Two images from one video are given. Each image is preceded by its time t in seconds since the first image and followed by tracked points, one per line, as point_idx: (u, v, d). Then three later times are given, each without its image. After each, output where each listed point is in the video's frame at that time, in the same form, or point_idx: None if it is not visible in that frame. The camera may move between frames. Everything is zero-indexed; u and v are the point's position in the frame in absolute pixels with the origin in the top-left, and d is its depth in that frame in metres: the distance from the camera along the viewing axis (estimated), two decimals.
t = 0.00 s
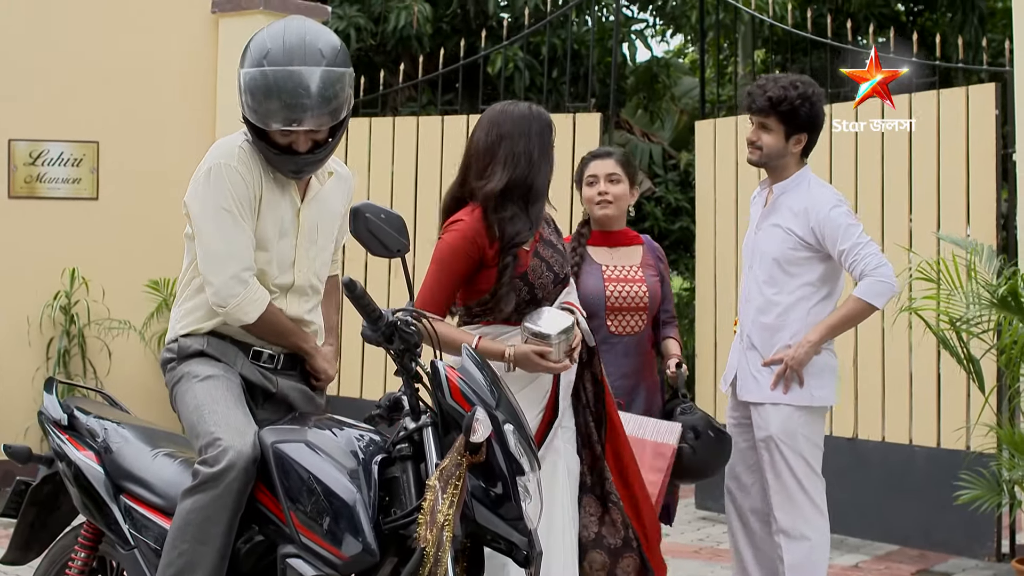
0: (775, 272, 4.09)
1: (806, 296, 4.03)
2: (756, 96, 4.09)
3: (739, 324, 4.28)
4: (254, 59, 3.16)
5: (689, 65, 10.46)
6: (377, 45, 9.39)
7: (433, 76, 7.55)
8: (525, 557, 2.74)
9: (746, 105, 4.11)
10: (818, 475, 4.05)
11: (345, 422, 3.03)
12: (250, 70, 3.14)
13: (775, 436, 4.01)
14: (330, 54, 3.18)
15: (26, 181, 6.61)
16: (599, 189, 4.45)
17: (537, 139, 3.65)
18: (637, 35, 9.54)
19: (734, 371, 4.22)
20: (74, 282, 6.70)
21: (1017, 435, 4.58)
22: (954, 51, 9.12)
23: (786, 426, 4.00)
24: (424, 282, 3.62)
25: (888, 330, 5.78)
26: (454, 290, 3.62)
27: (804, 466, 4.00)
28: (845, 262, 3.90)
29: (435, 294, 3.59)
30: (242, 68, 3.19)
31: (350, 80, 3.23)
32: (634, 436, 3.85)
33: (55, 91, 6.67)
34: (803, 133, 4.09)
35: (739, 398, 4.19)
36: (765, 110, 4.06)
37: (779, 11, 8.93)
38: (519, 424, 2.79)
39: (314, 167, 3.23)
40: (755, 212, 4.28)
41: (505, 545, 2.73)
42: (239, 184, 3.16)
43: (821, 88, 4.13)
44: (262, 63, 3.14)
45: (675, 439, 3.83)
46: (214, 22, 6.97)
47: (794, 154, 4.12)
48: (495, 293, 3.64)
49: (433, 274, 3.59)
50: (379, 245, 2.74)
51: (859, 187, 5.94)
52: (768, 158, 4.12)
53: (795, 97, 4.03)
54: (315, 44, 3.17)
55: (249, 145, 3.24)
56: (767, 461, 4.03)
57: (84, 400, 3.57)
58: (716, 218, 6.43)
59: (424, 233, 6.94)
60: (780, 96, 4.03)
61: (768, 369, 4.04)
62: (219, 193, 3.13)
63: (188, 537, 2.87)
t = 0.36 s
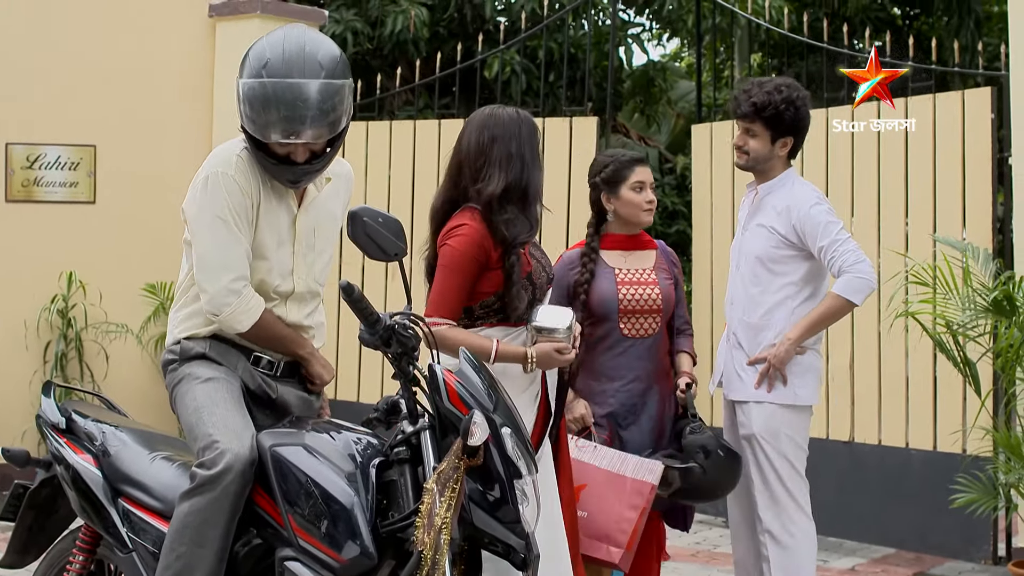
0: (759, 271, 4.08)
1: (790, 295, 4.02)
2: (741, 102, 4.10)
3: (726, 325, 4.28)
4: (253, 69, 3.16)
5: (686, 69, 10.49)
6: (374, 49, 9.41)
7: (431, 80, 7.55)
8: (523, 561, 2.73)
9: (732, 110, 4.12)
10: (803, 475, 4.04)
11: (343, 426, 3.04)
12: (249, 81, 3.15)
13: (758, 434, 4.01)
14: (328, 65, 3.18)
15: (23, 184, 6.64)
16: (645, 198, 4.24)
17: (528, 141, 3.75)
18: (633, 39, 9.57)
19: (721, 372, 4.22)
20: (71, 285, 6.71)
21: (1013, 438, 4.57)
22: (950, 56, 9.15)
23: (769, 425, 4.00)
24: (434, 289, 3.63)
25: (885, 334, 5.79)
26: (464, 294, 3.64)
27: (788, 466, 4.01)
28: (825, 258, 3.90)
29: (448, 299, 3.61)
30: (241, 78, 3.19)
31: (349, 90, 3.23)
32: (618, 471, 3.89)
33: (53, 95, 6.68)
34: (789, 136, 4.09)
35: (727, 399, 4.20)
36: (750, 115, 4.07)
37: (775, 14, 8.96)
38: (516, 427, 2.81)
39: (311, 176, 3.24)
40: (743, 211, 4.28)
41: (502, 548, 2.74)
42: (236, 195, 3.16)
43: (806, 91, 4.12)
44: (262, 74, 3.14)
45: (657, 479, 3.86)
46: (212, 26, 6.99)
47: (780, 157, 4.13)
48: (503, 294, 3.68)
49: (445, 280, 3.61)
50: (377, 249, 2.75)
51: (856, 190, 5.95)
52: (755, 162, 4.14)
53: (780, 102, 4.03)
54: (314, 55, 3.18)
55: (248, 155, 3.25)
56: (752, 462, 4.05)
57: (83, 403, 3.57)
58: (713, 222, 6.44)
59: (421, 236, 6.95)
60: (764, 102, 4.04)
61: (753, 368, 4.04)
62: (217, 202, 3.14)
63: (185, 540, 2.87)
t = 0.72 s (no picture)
0: (762, 273, 4.08)
1: (792, 296, 4.02)
2: (721, 124, 4.06)
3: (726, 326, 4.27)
4: (250, 77, 3.12)
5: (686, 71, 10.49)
6: (374, 51, 9.41)
7: (430, 81, 7.54)
8: (523, 561, 2.73)
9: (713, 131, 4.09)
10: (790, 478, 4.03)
11: (343, 427, 3.04)
12: (245, 89, 3.11)
13: (749, 431, 4.01)
14: (327, 74, 3.13)
15: (23, 185, 6.64)
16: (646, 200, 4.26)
17: (513, 144, 3.78)
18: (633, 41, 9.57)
19: (722, 373, 4.21)
20: (71, 286, 6.71)
21: (1012, 439, 4.58)
22: (950, 58, 9.16)
23: (760, 424, 3.99)
24: (440, 292, 3.70)
25: (885, 335, 5.80)
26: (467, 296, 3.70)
27: (776, 467, 3.99)
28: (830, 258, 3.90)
29: (456, 300, 3.68)
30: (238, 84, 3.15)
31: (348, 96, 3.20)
32: (601, 482, 3.78)
33: (53, 96, 6.69)
34: (778, 142, 4.06)
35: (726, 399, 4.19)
36: (734, 136, 4.04)
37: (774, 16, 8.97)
38: (517, 428, 2.81)
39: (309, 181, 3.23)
40: (742, 214, 4.28)
41: (503, 549, 2.74)
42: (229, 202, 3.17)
43: (780, 92, 4.09)
44: (260, 82, 3.10)
45: (640, 491, 3.73)
46: (212, 27, 7.00)
47: (773, 164, 4.11)
48: (494, 295, 3.73)
49: (449, 282, 3.68)
50: (378, 250, 2.75)
51: (856, 192, 5.96)
52: (751, 177, 4.12)
53: (759, 115, 3.99)
54: (311, 62, 3.13)
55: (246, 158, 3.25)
56: (742, 457, 4.04)
57: (84, 404, 3.58)
58: (713, 223, 6.44)
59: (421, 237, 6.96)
60: (743, 120, 3.99)
61: (754, 365, 4.03)
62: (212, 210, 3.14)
63: (185, 542, 2.88)
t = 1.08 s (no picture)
0: (766, 272, 4.07)
1: (796, 295, 4.01)
2: (721, 129, 4.04)
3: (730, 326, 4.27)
4: (273, 78, 3.08)
5: (686, 70, 10.49)
6: (374, 50, 9.41)
7: (430, 80, 7.53)
8: (523, 560, 2.73)
9: (713, 138, 4.07)
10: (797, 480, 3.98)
11: (343, 426, 3.05)
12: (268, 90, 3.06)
13: (755, 430, 3.98)
14: (350, 81, 3.12)
15: (24, 185, 6.64)
16: (608, 198, 4.30)
17: (500, 148, 3.79)
18: (633, 40, 9.57)
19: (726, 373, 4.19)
20: (71, 286, 6.71)
21: (1011, 438, 4.58)
22: (950, 57, 9.16)
23: (767, 423, 3.96)
24: (436, 291, 3.71)
25: (885, 334, 5.80)
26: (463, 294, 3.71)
27: (781, 466, 3.95)
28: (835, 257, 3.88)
29: (451, 298, 3.68)
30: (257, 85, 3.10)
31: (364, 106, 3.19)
32: (593, 477, 3.51)
33: (53, 96, 6.69)
34: (779, 145, 4.05)
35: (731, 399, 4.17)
36: (735, 140, 4.02)
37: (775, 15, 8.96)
38: (517, 427, 2.81)
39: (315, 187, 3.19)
40: (747, 214, 4.27)
41: (503, 548, 2.75)
42: (210, 202, 3.17)
43: (777, 94, 4.07)
44: (292, 90, 3.05)
45: (630, 487, 3.48)
46: (212, 26, 7.00)
47: (775, 167, 4.10)
48: (486, 291, 3.75)
49: (443, 282, 3.69)
50: (378, 250, 2.75)
51: (856, 191, 5.95)
52: (752, 180, 4.12)
53: (758, 119, 3.98)
54: (335, 69, 3.12)
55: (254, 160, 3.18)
56: (748, 456, 4.01)
57: (84, 404, 3.58)
58: (712, 223, 6.44)
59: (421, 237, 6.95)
60: (743, 124, 3.98)
61: (758, 365, 4.01)
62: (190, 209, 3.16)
63: (185, 542, 2.87)
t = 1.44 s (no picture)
0: (767, 275, 4.07)
1: (798, 296, 4.00)
2: (710, 136, 4.03)
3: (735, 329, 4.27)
4: (283, 77, 3.09)
5: (686, 70, 10.49)
6: (374, 50, 9.41)
7: (430, 80, 7.53)
8: (523, 560, 2.73)
9: (701, 145, 4.06)
10: (806, 479, 3.97)
11: (343, 426, 3.05)
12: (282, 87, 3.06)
13: (762, 431, 3.97)
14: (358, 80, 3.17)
15: (23, 185, 6.63)
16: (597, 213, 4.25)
17: (491, 151, 3.80)
18: (633, 40, 9.57)
19: (733, 376, 4.19)
20: (71, 286, 6.72)
21: (1012, 438, 4.58)
22: (950, 57, 9.16)
23: (774, 423, 3.95)
24: (434, 289, 3.69)
25: (885, 334, 5.80)
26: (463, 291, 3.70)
27: (789, 465, 3.94)
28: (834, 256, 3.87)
29: (449, 296, 3.67)
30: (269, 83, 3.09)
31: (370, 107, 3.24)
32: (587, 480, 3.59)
33: (53, 96, 6.68)
34: (768, 151, 4.03)
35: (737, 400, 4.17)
36: (723, 147, 4.01)
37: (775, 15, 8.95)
38: (516, 427, 2.82)
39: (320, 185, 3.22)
40: (745, 217, 4.27)
41: (503, 548, 2.74)
42: (198, 204, 3.17)
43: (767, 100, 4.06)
44: (308, 89, 3.05)
45: (621, 486, 3.54)
46: (212, 27, 7.02)
47: (765, 170, 4.07)
48: (483, 290, 3.76)
49: (440, 280, 3.67)
50: (377, 250, 2.75)
51: (856, 191, 5.95)
52: (743, 185, 4.11)
53: (746, 125, 3.96)
54: (344, 69, 3.16)
55: (258, 158, 3.16)
56: (756, 457, 4.00)
57: (83, 404, 3.58)
58: (713, 223, 6.44)
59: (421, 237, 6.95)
60: (729, 131, 3.97)
61: (762, 366, 4.01)
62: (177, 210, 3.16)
63: (185, 542, 2.87)
